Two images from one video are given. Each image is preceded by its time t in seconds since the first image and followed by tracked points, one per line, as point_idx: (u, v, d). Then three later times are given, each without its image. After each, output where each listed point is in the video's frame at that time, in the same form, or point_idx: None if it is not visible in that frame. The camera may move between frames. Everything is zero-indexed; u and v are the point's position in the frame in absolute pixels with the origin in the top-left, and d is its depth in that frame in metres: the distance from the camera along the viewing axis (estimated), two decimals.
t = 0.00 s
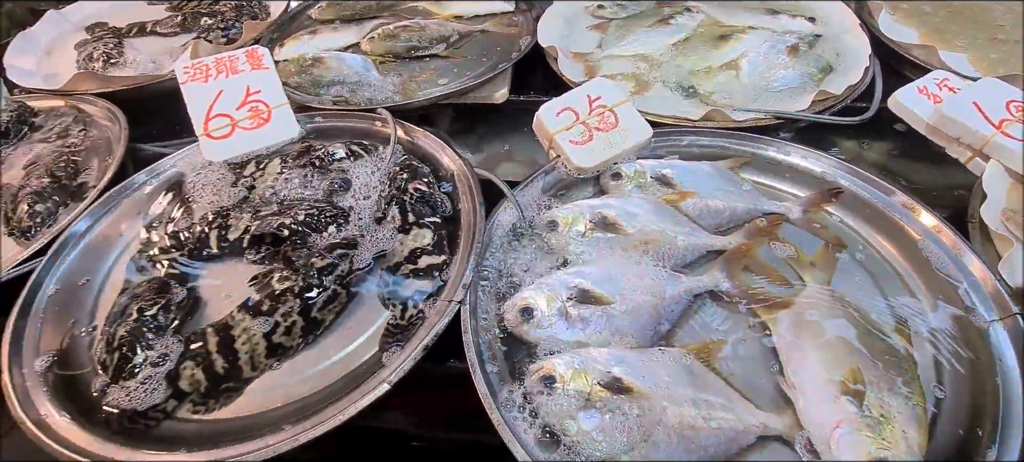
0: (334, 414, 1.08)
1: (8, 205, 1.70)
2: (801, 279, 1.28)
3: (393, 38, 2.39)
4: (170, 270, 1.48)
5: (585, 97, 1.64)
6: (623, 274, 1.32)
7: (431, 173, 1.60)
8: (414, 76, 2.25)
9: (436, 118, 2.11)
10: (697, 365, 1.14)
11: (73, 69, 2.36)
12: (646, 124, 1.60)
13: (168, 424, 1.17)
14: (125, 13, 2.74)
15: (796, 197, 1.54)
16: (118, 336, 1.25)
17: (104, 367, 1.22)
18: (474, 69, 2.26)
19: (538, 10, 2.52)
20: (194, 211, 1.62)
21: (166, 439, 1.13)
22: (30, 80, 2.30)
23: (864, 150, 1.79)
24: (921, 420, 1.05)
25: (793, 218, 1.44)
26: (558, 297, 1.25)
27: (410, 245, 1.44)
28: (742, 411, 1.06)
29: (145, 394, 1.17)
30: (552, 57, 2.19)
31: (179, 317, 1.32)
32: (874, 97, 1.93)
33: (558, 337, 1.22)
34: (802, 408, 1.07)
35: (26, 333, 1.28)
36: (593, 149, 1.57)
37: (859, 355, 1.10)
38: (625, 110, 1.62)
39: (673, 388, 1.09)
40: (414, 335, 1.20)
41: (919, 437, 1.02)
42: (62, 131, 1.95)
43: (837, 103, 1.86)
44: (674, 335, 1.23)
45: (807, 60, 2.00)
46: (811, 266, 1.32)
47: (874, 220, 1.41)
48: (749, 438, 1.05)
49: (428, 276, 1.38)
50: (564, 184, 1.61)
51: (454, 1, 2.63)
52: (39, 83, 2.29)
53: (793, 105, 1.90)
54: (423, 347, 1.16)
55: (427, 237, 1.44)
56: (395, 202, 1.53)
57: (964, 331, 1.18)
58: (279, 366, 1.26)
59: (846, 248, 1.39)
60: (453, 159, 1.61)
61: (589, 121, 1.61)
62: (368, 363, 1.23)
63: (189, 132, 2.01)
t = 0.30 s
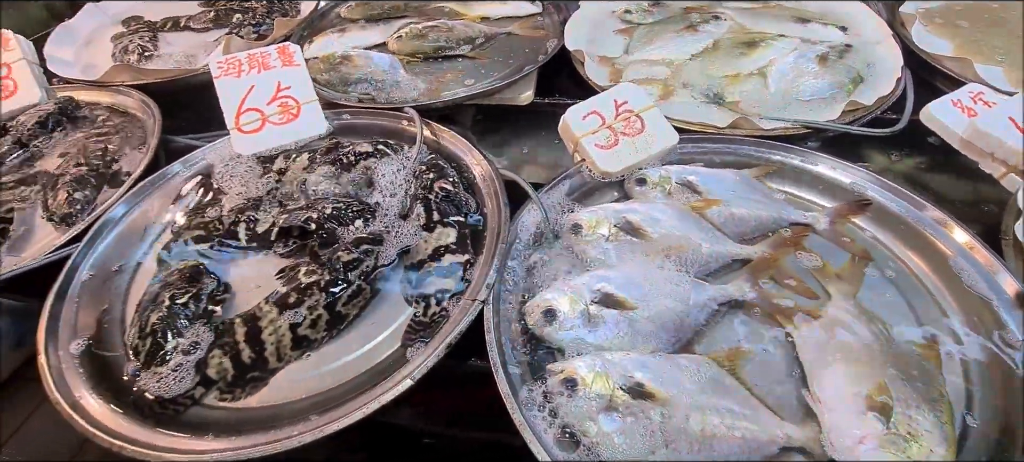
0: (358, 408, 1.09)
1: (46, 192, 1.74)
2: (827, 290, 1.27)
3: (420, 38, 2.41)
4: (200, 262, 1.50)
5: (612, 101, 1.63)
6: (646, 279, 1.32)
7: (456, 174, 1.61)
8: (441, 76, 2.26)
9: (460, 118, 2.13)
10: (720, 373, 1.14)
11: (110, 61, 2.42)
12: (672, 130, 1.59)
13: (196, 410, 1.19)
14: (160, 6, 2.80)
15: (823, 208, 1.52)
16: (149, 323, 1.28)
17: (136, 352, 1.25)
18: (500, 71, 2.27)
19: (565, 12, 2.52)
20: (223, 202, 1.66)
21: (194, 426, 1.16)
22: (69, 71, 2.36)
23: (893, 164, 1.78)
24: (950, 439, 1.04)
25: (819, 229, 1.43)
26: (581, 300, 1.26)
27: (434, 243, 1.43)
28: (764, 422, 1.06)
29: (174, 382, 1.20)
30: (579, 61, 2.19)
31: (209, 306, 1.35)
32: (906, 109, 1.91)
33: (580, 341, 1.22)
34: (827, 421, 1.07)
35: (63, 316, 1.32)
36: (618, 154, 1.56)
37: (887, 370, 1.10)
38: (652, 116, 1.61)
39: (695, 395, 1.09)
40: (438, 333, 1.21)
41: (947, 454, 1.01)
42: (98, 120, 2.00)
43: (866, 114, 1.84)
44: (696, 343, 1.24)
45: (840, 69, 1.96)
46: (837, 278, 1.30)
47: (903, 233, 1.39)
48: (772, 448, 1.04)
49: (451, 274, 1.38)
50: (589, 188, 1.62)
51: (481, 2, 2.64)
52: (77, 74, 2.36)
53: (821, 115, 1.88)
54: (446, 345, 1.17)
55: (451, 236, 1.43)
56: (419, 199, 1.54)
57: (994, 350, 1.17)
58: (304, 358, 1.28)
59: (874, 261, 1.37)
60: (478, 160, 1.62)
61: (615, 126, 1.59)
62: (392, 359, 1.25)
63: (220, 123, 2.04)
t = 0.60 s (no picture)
0: (382, 408, 1.11)
1: (79, 184, 1.78)
2: (856, 307, 1.26)
3: (448, 42, 2.43)
4: (228, 258, 1.53)
5: (640, 109, 1.63)
6: (671, 290, 1.32)
7: (482, 177, 1.61)
8: (467, 80, 2.28)
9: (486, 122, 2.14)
10: (746, 387, 1.13)
11: (146, 58, 2.48)
12: (700, 141, 1.58)
13: (224, 404, 1.22)
14: (193, 5, 2.85)
15: (853, 223, 1.50)
16: (180, 315, 1.32)
17: (168, 345, 1.29)
18: (526, 76, 2.27)
19: (592, 18, 2.52)
20: (253, 200, 1.69)
21: (222, 419, 1.18)
22: (106, 66, 2.42)
23: (924, 180, 1.75)
24: None
25: (849, 245, 1.41)
26: (606, 309, 1.26)
27: (460, 247, 1.45)
28: (791, 439, 1.05)
29: (206, 376, 1.23)
30: (605, 68, 2.19)
31: (237, 302, 1.38)
32: (938, 125, 1.88)
33: (606, 349, 1.23)
34: (855, 440, 1.06)
35: (96, 306, 1.35)
36: (644, 163, 1.56)
37: (916, 392, 1.09)
38: (679, 125, 1.60)
39: (720, 409, 1.08)
40: (462, 337, 1.22)
41: None
42: (134, 117, 2.05)
43: (900, 129, 1.81)
44: (721, 356, 1.23)
45: (872, 82, 1.94)
46: (865, 296, 1.30)
47: (933, 251, 1.37)
48: None
49: (476, 278, 1.39)
50: (615, 197, 1.61)
51: (508, 7, 2.66)
52: (114, 69, 2.41)
53: (852, 128, 1.85)
54: (471, 349, 1.18)
55: (477, 240, 1.45)
56: (446, 203, 1.55)
57: None
58: (329, 356, 1.30)
59: (904, 279, 1.35)
60: (504, 165, 1.63)
61: (643, 134, 1.59)
62: (416, 360, 1.26)
63: (251, 123, 2.08)
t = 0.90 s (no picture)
0: (401, 408, 1.11)
1: (108, 178, 1.81)
2: (881, 319, 1.23)
3: (469, 45, 2.44)
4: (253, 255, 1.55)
5: (662, 115, 1.62)
6: (691, 299, 1.31)
7: (502, 180, 1.61)
8: (487, 83, 2.28)
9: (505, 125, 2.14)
10: (766, 399, 1.12)
11: (171, 55, 2.51)
12: (723, 150, 1.57)
13: (246, 400, 1.23)
14: (218, 5, 2.89)
15: (877, 235, 1.49)
16: (203, 311, 1.34)
17: (192, 340, 1.32)
18: (546, 80, 2.27)
19: (613, 23, 2.51)
20: (276, 199, 1.72)
21: (243, 413, 1.20)
22: (134, 63, 2.45)
23: (949, 192, 1.73)
24: None
25: (873, 258, 1.40)
26: (624, 316, 1.24)
27: (480, 250, 1.44)
28: (816, 453, 1.02)
29: (229, 369, 1.26)
30: (626, 73, 2.17)
31: (260, 298, 1.40)
32: (964, 137, 1.85)
33: (626, 357, 1.23)
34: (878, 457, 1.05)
35: (123, 300, 1.38)
36: (666, 170, 1.54)
37: (941, 409, 1.07)
38: (702, 133, 1.59)
39: (742, 422, 1.08)
40: (482, 340, 1.23)
41: None
42: (161, 113, 2.08)
43: (926, 140, 1.78)
44: (742, 367, 1.21)
45: (898, 92, 1.91)
46: (891, 309, 1.26)
47: (959, 266, 1.36)
48: None
49: (495, 282, 1.39)
50: (635, 203, 1.61)
51: (529, 10, 2.66)
52: (141, 66, 2.45)
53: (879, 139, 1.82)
54: (490, 353, 1.18)
55: (497, 244, 1.45)
56: (466, 206, 1.55)
57: None
58: (349, 355, 1.31)
59: (929, 294, 1.33)
60: (525, 168, 1.63)
61: (664, 141, 1.58)
62: (435, 363, 1.26)
63: (273, 122, 2.11)
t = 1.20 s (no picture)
0: (420, 413, 1.12)
1: (130, 176, 1.83)
2: (903, 334, 1.22)
3: (487, 49, 2.44)
4: (272, 256, 1.56)
5: (682, 124, 1.61)
6: (710, 309, 1.31)
7: (520, 187, 1.61)
8: (505, 88, 2.28)
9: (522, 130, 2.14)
10: (786, 413, 1.11)
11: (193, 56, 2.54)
12: (744, 159, 1.56)
13: (264, 400, 1.25)
14: (239, 6, 2.92)
15: (900, 249, 1.46)
16: (225, 311, 1.36)
17: (212, 339, 1.33)
18: (564, 85, 2.27)
19: (632, 30, 2.51)
20: (295, 200, 1.73)
21: (262, 414, 1.21)
22: (156, 62, 2.49)
23: (972, 206, 1.71)
24: None
25: (895, 271, 1.38)
26: (645, 325, 1.24)
27: (498, 255, 1.44)
28: None
29: (249, 369, 1.27)
30: (646, 81, 2.16)
31: (279, 300, 1.42)
32: (988, 150, 1.83)
33: (644, 366, 1.22)
34: None
35: (145, 299, 1.39)
36: (686, 179, 1.53)
37: (969, 428, 1.05)
38: (722, 141, 1.58)
39: (764, 434, 1.07)
40: (501, 346, 1.22)
41: None
42: (183, 114, 2.11)
43: (951, 154, 1.75)
44: (761, 380, 1.21)
45: (921, 104, 1.89)
46: (914, 323, 1.25)
47: (987, 280, 1.33)
48: None
49: (513, 288, 1.38)
50: (653, 212, 1.60)
51: (547, 16, 2.66)
52: (163, 66, 2.48)
53: (901, 152, 1.80)
54: (509, 359, 1.18)
55: (515, 249, 1.44)
56: (485, 211, 1.55)
57: None
58: (367, 358, 1.32)
59: (953, 310, 1.32)
60: (544, 175, 1.62)
61: (684, 150, 1.57)
62: (454, 368, 1.27)
63: (292, 123, 2.12)
